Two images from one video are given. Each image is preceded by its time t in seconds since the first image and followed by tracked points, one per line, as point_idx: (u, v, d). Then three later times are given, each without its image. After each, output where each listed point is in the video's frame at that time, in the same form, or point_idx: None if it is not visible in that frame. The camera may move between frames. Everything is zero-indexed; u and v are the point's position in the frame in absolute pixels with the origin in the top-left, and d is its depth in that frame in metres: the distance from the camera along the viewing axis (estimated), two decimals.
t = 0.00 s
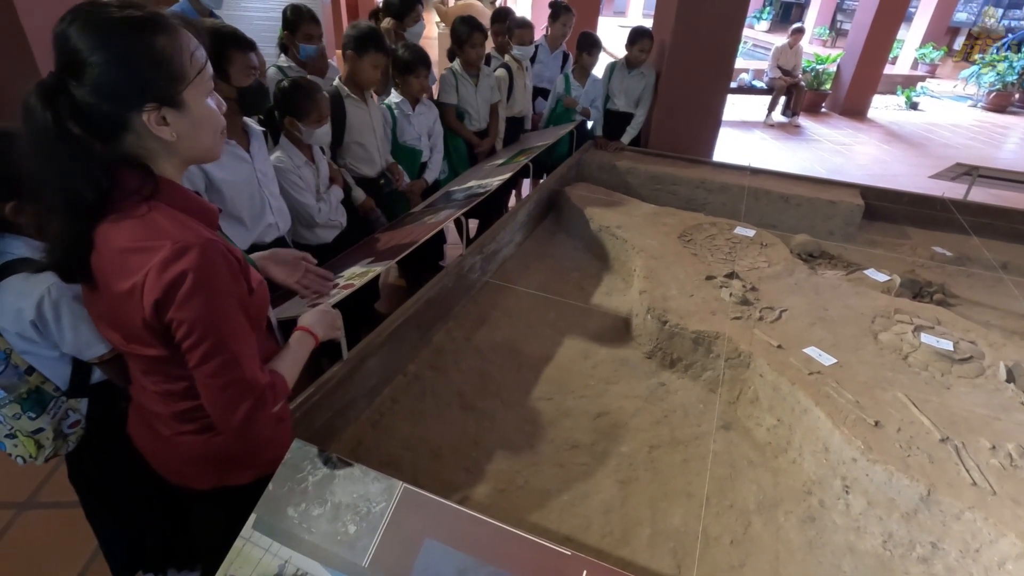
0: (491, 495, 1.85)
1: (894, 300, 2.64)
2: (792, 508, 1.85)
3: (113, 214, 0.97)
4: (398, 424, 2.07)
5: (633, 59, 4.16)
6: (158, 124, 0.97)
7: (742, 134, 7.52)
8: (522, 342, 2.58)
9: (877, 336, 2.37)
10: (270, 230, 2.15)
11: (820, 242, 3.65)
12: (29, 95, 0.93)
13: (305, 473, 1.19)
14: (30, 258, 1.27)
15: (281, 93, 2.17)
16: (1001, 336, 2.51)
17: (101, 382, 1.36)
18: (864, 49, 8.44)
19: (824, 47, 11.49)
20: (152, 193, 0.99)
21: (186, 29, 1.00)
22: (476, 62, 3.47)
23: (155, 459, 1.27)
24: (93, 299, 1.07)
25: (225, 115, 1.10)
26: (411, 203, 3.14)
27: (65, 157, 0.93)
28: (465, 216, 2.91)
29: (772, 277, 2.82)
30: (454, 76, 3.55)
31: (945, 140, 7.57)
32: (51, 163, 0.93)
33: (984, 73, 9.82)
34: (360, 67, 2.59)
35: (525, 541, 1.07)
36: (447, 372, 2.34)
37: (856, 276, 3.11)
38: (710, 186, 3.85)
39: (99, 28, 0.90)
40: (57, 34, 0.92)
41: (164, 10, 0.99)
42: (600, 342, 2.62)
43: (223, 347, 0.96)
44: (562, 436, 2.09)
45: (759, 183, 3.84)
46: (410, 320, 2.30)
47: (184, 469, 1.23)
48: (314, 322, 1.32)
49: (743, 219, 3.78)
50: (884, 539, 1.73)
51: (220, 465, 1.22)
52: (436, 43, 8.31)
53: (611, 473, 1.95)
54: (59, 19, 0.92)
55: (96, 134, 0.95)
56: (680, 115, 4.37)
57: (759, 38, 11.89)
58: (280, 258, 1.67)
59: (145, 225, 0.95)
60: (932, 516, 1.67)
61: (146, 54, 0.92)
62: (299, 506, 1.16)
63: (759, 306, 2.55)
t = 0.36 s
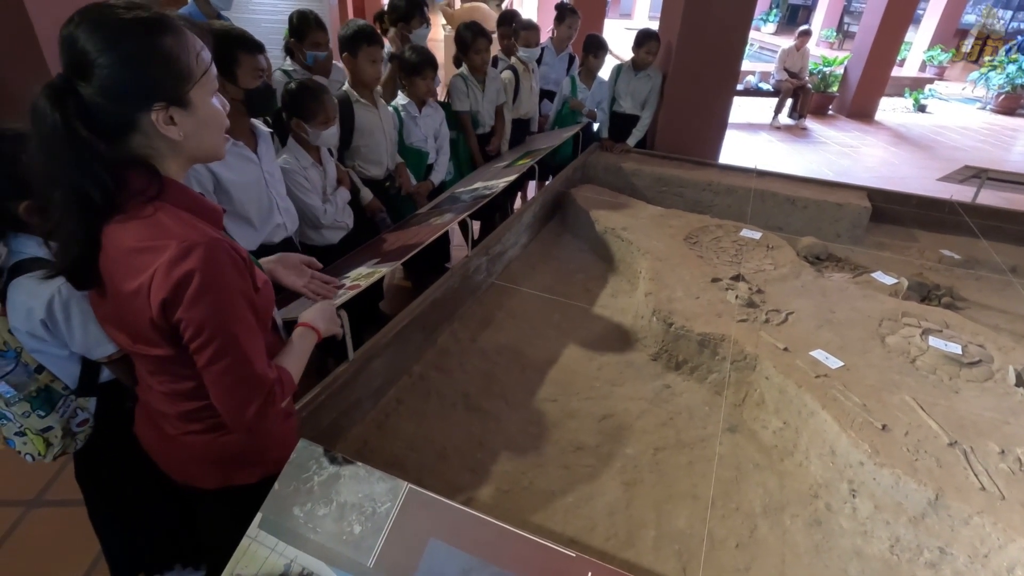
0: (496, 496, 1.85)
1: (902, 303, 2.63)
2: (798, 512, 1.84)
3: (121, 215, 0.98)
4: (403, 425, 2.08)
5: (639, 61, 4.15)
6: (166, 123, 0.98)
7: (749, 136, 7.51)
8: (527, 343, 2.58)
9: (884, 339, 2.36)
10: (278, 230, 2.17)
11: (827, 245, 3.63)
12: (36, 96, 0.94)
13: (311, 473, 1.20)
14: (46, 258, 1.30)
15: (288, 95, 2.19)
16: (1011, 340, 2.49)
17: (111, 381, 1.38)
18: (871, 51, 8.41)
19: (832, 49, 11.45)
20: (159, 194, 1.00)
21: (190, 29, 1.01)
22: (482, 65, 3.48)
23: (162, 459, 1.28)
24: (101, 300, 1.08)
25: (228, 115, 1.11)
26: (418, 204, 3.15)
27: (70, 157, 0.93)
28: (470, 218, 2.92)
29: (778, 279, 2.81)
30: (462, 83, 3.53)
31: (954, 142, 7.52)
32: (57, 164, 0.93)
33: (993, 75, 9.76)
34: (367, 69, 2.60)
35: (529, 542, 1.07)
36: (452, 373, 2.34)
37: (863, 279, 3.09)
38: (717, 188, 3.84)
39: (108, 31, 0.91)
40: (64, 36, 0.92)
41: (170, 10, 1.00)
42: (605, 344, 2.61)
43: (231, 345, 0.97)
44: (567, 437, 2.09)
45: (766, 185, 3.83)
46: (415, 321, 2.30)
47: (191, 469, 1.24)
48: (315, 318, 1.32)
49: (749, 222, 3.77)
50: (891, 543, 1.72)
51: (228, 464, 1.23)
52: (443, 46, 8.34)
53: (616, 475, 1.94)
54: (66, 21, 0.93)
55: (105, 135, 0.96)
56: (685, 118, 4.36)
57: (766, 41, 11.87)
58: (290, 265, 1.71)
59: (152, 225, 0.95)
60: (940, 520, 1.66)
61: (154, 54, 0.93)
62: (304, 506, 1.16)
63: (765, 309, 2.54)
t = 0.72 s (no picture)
0: (497, 498, 1.85)
1: (905, 305, 2.62)
2: (800, 514, 1.84)
3: (120, 216, 0.99)
4: (404, 426, 2.08)
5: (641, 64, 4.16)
6: (166, 126, 0.98)
7: (751, 139, 7.50)
8: (530, 345, 2.58)
9: (887, 341, 2.35)
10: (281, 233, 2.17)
11: (830, 247, 3.63)
12: (38, 91, 0.94)
13: (312, 473, 1.20)
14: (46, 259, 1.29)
15: (293, 98, 2.19)
16: (1014, 342, 2.48)
17: (110, 383, 1.38)
18: (874, 53, 8.40)
19: (834, 51, 11.43)
20: (158, 195, 1.01)
21: (198, 37, 1.02)
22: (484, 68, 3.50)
23: (162, 459, 1.28)
24: (101, 300, 1.09)
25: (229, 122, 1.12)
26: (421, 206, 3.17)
27: (71, 155, 0.94)
28: (472, 219, 2.93)
29: (781, 281, 2.81)
30: (466, 89, 3.52)
31: (958, 145, 7.51)
32: (58, 162, 0.94)
33: (996, 77, 9.74)
34: (370, 72, 2.62)
35: (531, 543, 1.07)
36: (454, 375, 2.35)
37: (866, 281, 3.09)
38: (719, 191, 3.84)
39: (114, 33, 0.93)
40: (71, 36, 0.94)
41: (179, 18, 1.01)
42: (607, 346, 2.61)
43: (226, 347, 0.97)
44: (569, 439, 2.09)
45: (768, 187, 3.83)
46: (417, 323, 2.31)
47: (190, 469, 1.24)
48: (317, 322, 1.33)
49: (751, 224, 3.77)
50: (894, 546, 1.71)
51: (226, 465, 1.23)
52: (446, 49, 8.36)
53: (617, 477, 1.94)
54: (74, 21, 0.94)
55: (105, 134, 0.96)
56: (687, 120, 4.37)
57: (769, 43, 11.87)
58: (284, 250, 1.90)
59: (149, 227, 0.96)
60: (943, 523, 1.65)
61: (159, 59, 0.94)
62: (306, 506, 1.16)
63: (767, 311, 2.54)
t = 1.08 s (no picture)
0: (495, 500, 1.85)
1: (903, 310, 2.63)
2: (799, 518, 1.83)
3: (122, 213, 0.99)
4: (403, 429, 2.08)
5: (641, 69, 4.18)
6: (171, 123, 0.99)
7: (751, 145, 7.53)
8: (529, 348, 2.58)
9: (885, 346, 2.35)
10: (282, 233, 2.18)
11: (829, 252, 3.63)
12: (44, 92, 0.95)
13: (310, 474, 1.20)
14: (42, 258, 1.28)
15: (295, 101, 2.20)
16: (1013, 347, 2.49)
17: (102, 383, 1.38)
18: (873, 61, 8.44)
19: (833, 59, 11.49)
20: (161, 192, 1.01)
21: (201, 34, 1.03)
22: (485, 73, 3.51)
23: (160, 459, 1.28)
24: (101, 296, 1.09)
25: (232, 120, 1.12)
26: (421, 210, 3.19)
27: (78, 153, 0.94)
28: (473, 222, 2.93)
29: (780, 286, 2.81)
30: (466, 94, 3.53)
31: (956, 152, 7.53)
32: (65, 160, 0.95)
33: (994, 85, 9.79)
34: (371, 75, 2.63)
35: (529, 544, 1.07)
36: (453, 377, 2.34)
37: (865, 286, 3.09)
38: (718, 196, 3.85)
39: (120, 32, 0.93)
40: (76, 36, 0.94)
41: (182, 16, 1.02)
42: (606, 349, 2.61)
43: (225, 344, 0.97)
44: (567, 442, 2.09)
45: (767, 192, 3.84)
46: (417, 325, 2.30)
47: (187, 468, 1.24)
48: (312, 320, 1.33)
49: (750, 229, 3.77)
50: (893, 551, 1.70)
51: (224, 464, 1.22)
52: (446, 55, 8.39)
53: (616, 481, 1.94)
54: (80, 21, 0.95)
55: (110, 133, 0.96)
56: (687, 126, 4.38)
57: (768, 50, 11.93)
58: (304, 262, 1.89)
59: (151, 222, 0.96)
60: (941, 527, 1.65)
61: (164, 56, 0.95)
62: (304, 507, 1.16)
63: (766, 315, 2.54)
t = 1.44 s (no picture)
0: (498, 502, 1.84)
1: (907, 315, 2.62)
2: (803, 523, 1.82)
3: (136, 212, 0.99)
4: (406, 431, 2.07)
5: (644, 74, 4.20)
6: (186, 121, 1.00)
7: (753, 150, 7.54)
8: (533, 351, 2.58)
9: (889, 350, 2.35)
10: (287, 236, 2.19)
11: (832, 257, 3.63)
12: (60, 92, 0.96)
13: (314, 473, 1.20)
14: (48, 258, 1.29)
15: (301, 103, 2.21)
16: (1017, 352, 2.48)
17: (106, 383, 1.37)
18: (875, 67, 8.46)
19: (835, 65, 11.52)
20: (175, 191, 1.02)
21: (213, 34, 1.05)
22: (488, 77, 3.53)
23: (168, 459, 1.27)
24: (113, 295, 1.09)
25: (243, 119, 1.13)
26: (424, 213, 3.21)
27: (94, 152, 0.95)
28: (476, 226, 2.93)
29: (783, 290, 2.81)
30: (469, 98, 3.55)
31: (959, 158, 7.53)
32: (83, 158, 0.95)
33: (997, 92, 9.79)
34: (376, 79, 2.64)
35: (533, 545, 1.07)
36: (456, 380, 2.34)
37: (869, 290, 3.09)
38: (722, 200, 3.85)
39: (136, 32, 0.94)
40: (93, 37, 0.95)
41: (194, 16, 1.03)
42: (609, 353, 2.61)
43: (242, 342, 0.98)
44: (571, 445, 2.08)
45: (770, 197, 3.84)
46: (420, 327, 2.31)
47: (195, 468, 1.24)
48: (318, 316, 1.34)
49: (754, 233, 3.77)
50: (898, 555, 1.69)
51: (234, 462, 1.23)
52: (450, 61, 8.43)
53: (619, 483, 1.93)
54: (96, 22, 0.96)
55: (126, 132, 0.97)
56: (690, 131, 4.38)
57: (771, 57, 11.97)
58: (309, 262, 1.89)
59: (167, 222, 0.97)
60: (948, 532, 1.64)
61: (179, 55, 0.96)
62: (307, 506, 1.16)
63: (770, 319, 2.54)
